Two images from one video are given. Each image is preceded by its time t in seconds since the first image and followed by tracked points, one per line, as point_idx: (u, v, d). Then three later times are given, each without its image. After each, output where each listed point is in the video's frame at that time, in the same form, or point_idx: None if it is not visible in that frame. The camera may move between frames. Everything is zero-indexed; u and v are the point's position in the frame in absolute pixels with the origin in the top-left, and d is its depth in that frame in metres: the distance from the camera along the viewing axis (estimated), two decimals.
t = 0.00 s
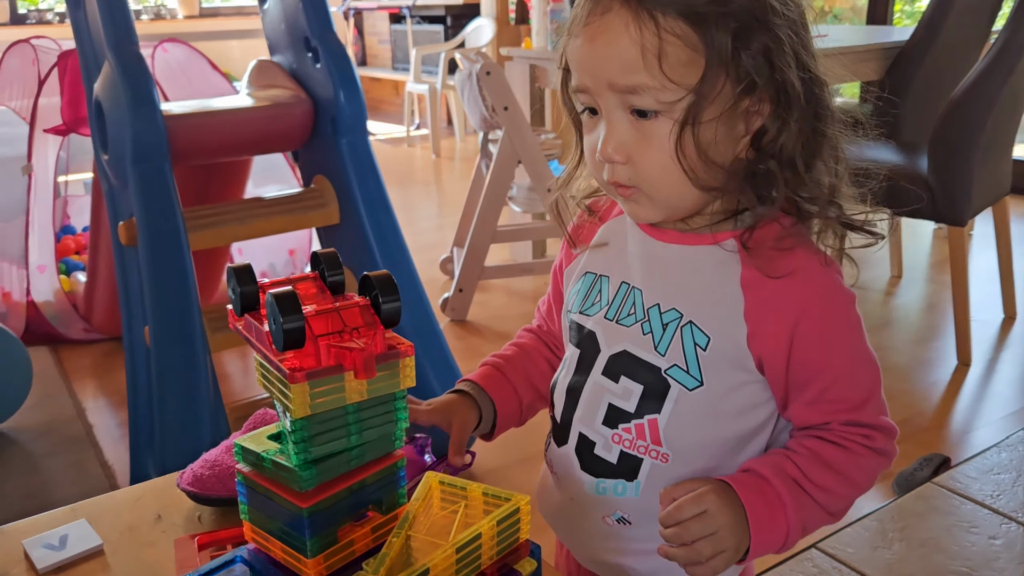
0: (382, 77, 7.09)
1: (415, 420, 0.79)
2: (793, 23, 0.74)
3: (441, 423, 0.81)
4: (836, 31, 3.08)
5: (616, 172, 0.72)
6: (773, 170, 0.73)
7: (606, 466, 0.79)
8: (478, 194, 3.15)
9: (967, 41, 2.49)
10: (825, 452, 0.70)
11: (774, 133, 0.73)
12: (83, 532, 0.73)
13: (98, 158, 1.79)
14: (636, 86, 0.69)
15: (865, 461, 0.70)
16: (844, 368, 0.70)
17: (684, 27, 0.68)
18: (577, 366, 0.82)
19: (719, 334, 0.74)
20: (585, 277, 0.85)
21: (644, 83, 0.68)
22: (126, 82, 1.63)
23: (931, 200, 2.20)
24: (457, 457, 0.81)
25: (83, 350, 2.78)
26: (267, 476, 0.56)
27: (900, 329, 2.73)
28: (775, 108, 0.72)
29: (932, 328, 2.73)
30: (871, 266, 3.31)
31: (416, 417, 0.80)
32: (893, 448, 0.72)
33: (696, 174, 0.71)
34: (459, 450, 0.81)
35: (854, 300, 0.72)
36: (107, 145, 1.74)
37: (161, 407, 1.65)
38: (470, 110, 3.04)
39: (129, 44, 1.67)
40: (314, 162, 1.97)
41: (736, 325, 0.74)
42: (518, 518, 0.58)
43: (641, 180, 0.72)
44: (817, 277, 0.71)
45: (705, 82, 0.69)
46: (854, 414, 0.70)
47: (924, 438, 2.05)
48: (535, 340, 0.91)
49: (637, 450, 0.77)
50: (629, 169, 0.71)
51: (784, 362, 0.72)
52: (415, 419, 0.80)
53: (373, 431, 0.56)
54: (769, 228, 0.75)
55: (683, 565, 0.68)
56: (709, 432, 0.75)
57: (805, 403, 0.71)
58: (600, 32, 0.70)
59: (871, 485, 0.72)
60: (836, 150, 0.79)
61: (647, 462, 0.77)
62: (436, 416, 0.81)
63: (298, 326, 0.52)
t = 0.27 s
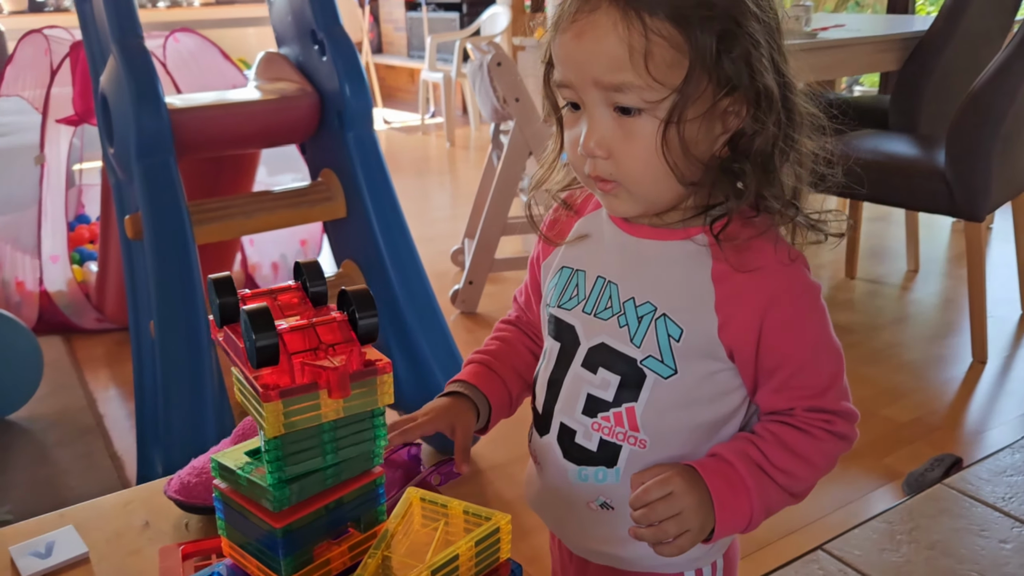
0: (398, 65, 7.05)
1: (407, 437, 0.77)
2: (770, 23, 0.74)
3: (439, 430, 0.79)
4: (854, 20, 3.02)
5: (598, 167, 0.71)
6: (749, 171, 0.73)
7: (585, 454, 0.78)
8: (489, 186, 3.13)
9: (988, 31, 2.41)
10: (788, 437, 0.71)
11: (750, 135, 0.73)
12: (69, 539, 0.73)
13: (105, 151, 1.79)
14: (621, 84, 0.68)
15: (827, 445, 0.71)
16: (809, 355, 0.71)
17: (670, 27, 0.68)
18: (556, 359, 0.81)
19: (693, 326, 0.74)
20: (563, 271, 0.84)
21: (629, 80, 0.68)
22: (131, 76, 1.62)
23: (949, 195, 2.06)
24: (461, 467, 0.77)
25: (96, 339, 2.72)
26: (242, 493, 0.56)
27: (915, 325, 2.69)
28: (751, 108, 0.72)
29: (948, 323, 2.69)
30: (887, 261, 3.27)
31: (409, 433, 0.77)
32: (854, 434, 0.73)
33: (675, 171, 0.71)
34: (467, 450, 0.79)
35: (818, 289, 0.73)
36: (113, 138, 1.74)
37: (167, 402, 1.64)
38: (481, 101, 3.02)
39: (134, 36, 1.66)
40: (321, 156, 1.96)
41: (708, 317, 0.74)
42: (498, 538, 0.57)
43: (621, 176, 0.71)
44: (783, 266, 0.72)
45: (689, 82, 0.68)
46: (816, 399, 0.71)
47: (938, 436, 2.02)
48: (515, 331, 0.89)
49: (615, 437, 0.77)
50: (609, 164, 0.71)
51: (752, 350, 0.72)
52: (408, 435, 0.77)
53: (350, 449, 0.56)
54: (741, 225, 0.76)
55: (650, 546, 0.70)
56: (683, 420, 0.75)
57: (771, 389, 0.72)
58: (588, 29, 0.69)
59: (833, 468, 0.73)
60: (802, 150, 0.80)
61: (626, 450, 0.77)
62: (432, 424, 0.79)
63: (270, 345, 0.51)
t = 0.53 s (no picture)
0: (414, 53, 7.02)
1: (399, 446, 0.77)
2: (761, 34, 0.73)
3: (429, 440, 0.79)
4: (873, 11, 2.96)
5: (600, 180, 0.70)
6: (746, 178, 0.73)
7: (586, 454, 0.77)
8: (501, 178, 3.11)
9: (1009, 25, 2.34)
10: (783, 437, 0.70)
11: (747, 144, 0.72)
12: (63, 550, 0.73)
13: (116, 147, 1.79)
14: (623, 101, 0.67)
15: (820, 443, 0.71)
16: (803, 355, 0.71)
17: (671, 45, 0.67)
18: (555, 363, 0.79)
19: (693, 328, 0.73)
20: (557, 275, 0.81)
21: (632, 97, 0.67)
22: (138, 71, 1.62)
23: (967, 191, 1.99)
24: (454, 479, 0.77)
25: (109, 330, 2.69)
26: (227, 514, 0.56)
27: (932, 322, 2.66)
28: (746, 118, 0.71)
29: (965, 321, 2.65)
30: (904, 256, 3.23)
31: (400, 441, 0.77)
32: (842, 426, 0.73)
33: (677, 183, 0.70)
34: (457, 460, 0.78)
35: (810, 292, 0.74)
36: (122, 133, 1.74)
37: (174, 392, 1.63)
38: (494, 92, 2.99)
39: (143, 35, 1.67)
40: (330, 150, 1.95)
41: (708, 319, 0.73)
42: (484, 560, 0.56)
43: (622, 189, 0.70)
44: (778, 270, 0.72)
45: (688, 98, 0.68)
46: (809, 396, 0.71)
47: (951, 437, 1.99)
48: (498, 337, 0.89)
49: (615, 437, 0.76)
50: (611, 178, 0.69)
51: (750, 351, 0.72)
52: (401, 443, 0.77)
53: (336, 472, 0.55)
54: (738, 230, 0.75)
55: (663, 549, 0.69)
56: (681, 421, 0.75)
57: (767, 388, 0.72)
58: (589, 46, 0.68)
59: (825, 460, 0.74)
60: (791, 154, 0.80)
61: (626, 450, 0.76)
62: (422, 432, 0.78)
63: (252, 369, 0.50)
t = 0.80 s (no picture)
0: (425, 44, 7.01)
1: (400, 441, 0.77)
2: (770, 27, 0.72)
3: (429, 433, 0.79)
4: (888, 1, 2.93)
5: (612, 176, 0.70)
6: (759, 172, 0.72)
7: (591, 445, 0.77)
8: (511, 170, 3.11)
9: None
10: (788, 431, 0.70)
11: (758, 138, 0.71)
12: (71, 537, 0.74)
13: (127, 139, 1.80)
14: (632, 100, 0.67)
15: (827, 438, 0.70)
16: (810, 349, 0.70)
17: (678, 42, 0.66)
18: (561, 353, 0.79)
19: (701, 319, 0.73)
20: (565, 266, 0.82)
21: (641, 96, 0.66)
22: (149, 64, 1.62)
23: (981, 184, 1.97)
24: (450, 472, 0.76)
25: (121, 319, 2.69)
26: (230, 504, 0.56)
27: (944, 315, 2.64)
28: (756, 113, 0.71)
29: (977, 314, 2.64)
30: (917, 248, 3.20)
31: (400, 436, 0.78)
32: (847, 423, 0.73)
33: (687, 179, 0.70)
34: (455, 452, 0.78)
35: (819, 286, 0.73)
36: (133, 124, 1.75)
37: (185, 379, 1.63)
38: (504, 84, 2.99)
39: (154, 26, 1.67)
40: (339, 142, 1.95)
41: (715, 311, 0.73)
42: (485, 553, 0.57)
43: (633, 185, 0.70)
44: (785, 265, 0.72)
45: (696, 95, 0.67)
46: (815, 391, 0.71)
47: (961, 431, 1.98)
48: (503, 332, 0.89)
49: (621, 427, 0.76)
50: (622, 173, 0.69)
51: (757, 344, 0.72)
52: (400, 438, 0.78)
53: (338, 463, 0.56)
54: (752, 225, 0.74)
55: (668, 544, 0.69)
56: (688, 413, 0.75)
57: (773, 380, 0.71)
58: (597, 45, 0.67)
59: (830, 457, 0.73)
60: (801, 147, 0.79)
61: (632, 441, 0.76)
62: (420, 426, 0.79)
63: (254, 361, 0.50)
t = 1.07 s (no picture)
0: (434, 34, 7.00)
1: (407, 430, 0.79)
2: (771, 23, 0.72)
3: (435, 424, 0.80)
4: None
5: (612, 173, 0.71)
6: (759, 167, 0.73)
7: (600, 440, 0.78)
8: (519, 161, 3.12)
9: None
10: (797, 429, 0.70)
11: (758, 134, 0.72)
12: (87, 521, 0.76)
13: (137, 129, 1.81)
14: (627, 99, 0.68)
15: (837, 436, 0.70)
16: (817, 345, 0.70)
17: (670, 41, 0.67)
18: (571, 349, 0.80)
19: (708, 316, 0.74)
20: (576, 262, 0.83)
21: (636, 94, 0.67)
22: (160, 55, 1.64)
23: (988, 176, 1.97)
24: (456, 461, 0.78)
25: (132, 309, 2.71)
26: (241, 487, 0.58)
27: (951, 307, 2.64)
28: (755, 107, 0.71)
29: (985, 306, 2.64)
30: (925, 240, 3.20)
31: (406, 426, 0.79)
32: (859, 421, 0.72)
33: (685, 176, 0.71)
34: (460, 442, 0.79)
35: (828, 283, 0.73)
36: (144, 116, 1.77)
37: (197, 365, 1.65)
38: (512, 75, 2.99)
39: (163, 18, 1.68)
40: (347, 133, 1.96)
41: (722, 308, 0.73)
42: (489, 536, 0.58)
43: (634, 181, 0.71)
44: (792, 263, 0.72)
45: (691, 94, 0.68)
46: (824, 389, 0.70)
47: (965, 422, 1.99)
48: (515, 326, 0.91)
49: (629, 423, 0.77)
50: (623, 171, 0.71)
51: (765, 341, 0.72)
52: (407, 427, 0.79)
53: (345, 448, 0.57)
54: (755, 220, 0.75)
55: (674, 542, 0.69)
56: (696, 409, 0.76)
57: (782, 378, 0.71)
58: (593, 45, 0.68)
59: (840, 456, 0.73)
60: (809, 140, 0.79)
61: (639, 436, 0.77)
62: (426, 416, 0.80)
63: (265, 349, 0.52)
